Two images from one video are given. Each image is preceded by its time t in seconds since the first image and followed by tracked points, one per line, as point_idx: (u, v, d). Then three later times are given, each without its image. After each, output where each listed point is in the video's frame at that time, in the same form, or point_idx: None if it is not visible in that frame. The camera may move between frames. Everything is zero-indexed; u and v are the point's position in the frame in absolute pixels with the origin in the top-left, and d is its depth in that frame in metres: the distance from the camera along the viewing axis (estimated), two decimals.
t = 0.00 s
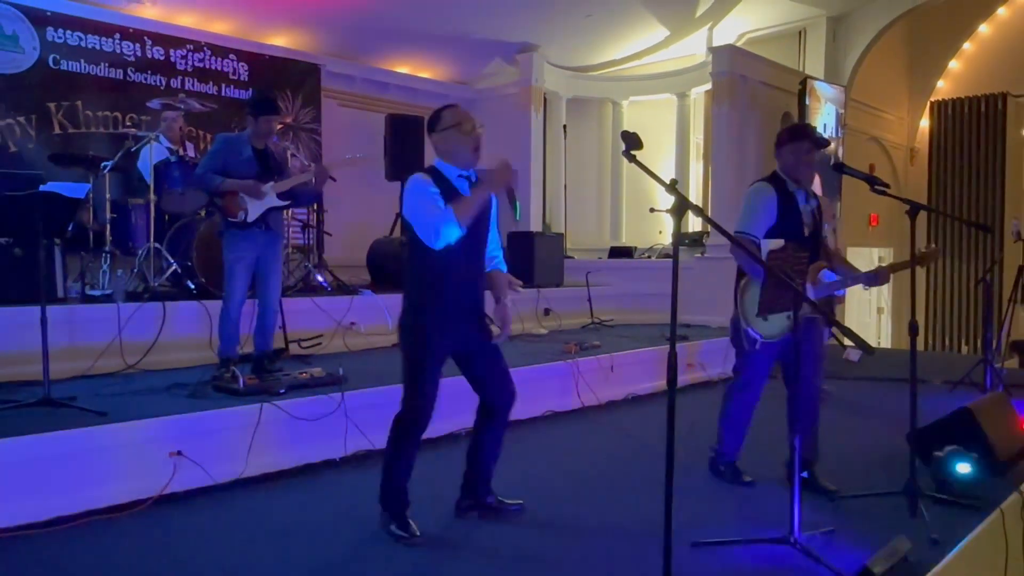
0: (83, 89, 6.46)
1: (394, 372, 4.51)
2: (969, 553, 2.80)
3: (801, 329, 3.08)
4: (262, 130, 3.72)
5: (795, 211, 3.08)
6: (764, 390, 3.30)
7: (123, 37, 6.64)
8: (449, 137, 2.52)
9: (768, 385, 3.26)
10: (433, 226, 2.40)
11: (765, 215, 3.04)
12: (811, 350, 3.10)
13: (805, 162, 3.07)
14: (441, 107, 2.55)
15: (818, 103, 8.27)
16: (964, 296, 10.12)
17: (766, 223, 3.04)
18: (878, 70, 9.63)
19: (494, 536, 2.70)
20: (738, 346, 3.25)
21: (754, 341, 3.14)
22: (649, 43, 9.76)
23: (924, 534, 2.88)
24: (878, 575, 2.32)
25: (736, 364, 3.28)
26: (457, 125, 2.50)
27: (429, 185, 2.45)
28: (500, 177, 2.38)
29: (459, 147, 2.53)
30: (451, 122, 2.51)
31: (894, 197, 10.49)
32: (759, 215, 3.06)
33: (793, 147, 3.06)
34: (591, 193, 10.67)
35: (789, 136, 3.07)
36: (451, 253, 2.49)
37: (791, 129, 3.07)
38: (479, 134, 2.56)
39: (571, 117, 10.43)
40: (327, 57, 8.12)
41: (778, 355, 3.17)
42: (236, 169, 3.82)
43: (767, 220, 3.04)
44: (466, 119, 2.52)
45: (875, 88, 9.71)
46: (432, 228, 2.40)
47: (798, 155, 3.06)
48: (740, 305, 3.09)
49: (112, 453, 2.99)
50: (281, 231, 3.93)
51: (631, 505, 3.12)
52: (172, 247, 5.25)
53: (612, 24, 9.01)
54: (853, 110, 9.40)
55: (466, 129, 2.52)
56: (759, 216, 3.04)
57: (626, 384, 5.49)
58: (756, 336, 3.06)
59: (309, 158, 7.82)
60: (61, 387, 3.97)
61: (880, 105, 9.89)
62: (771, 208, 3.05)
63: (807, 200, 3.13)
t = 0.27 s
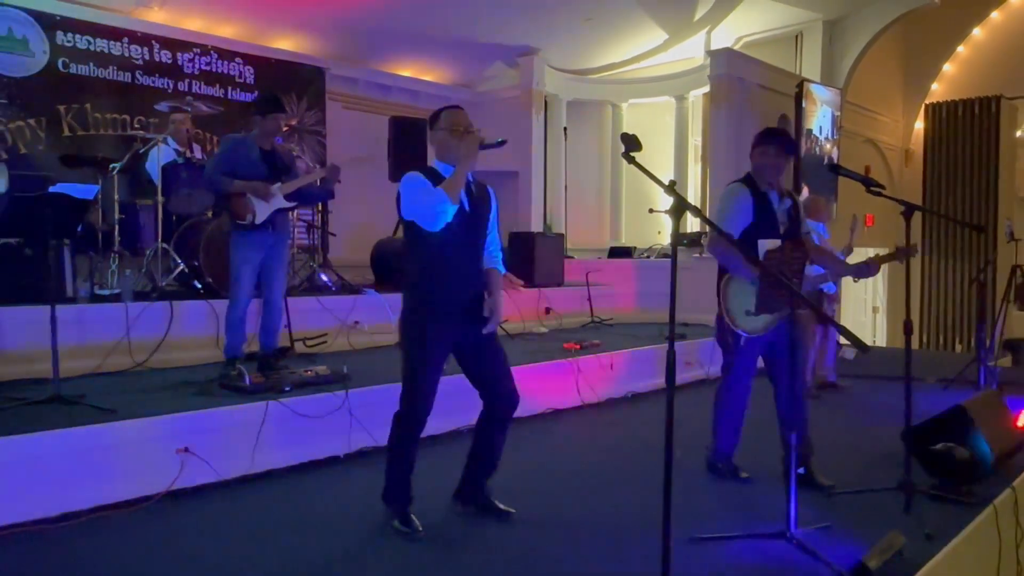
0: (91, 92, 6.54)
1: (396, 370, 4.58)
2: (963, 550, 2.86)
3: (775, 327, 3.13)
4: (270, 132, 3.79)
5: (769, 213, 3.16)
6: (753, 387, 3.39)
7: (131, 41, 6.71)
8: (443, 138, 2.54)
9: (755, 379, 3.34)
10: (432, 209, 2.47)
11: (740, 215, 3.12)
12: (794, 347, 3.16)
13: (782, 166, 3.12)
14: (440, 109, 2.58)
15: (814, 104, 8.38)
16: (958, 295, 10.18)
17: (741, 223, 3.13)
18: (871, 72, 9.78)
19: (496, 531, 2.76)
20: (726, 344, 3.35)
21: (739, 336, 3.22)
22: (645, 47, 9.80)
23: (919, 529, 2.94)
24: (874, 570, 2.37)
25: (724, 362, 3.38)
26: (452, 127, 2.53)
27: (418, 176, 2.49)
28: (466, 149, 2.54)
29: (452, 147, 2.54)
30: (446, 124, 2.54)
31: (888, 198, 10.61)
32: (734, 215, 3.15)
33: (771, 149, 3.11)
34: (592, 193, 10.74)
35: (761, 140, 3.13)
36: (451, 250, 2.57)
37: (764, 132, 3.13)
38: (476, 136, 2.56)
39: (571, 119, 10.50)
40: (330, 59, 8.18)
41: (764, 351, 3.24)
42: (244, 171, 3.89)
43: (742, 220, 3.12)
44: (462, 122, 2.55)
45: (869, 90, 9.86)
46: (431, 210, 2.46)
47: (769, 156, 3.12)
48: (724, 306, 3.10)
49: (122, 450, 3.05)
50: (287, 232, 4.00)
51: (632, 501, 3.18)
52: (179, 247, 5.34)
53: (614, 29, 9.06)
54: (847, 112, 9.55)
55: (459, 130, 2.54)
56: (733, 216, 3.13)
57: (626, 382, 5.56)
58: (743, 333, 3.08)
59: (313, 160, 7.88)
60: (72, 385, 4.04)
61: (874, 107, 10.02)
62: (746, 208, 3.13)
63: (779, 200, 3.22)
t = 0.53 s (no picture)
0: (95, 94, 6.57)
1: (397, 370, 4.60)
2: (960, 545, 2.88)
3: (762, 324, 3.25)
4: (274, 135, 3.82)
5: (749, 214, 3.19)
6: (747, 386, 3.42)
7: (134, 43, 6.74)
8: (460, 141, 2.60)
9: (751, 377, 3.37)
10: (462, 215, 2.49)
11: (722, 216, 3.16)
12: (777, 345, 3.27)
13: (759, 167, 3.17)
14: (457, 112, 2.64)
15: (813, 105, 8.40)
16: (957, 295, 10.20)
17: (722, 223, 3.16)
18: (869, 75, 9.83)
19: (496, 531, 2.78)
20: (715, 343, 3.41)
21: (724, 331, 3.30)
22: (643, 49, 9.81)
23: (917, 528, 2.96)
24: (872, 569, 2.39)
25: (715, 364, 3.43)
26: (469, 130, 2.58)
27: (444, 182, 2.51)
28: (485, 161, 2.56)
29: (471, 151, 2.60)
30: (462, 127, 2.59)
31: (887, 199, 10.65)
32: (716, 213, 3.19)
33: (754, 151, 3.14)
34: (592, 194, 10.77)
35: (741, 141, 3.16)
36: (453, 253, 2.56)
37: (742, 134, 3.15)
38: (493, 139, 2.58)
39: (571, 120, 10.52)
40: (332, 61, 8.21)
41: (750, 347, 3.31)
42: (248, 173, 3.92)
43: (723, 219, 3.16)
44: (478, 125, 2.58)
45: (867, 92, 9.89)
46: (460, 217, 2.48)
47: (748, 156, 3.14)
48: (710, 301, 3.23)
49: (126, 450, 3.07)
50: (291, 233, 4.04)
51: (631, 501, 3.20)
52: (184, 249, 5.43)
53: (614, 31, 9.09)
54: (846, 113, 9.58)
55: (477, 133, 2.58)
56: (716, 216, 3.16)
57: (626, 382, 5.59)
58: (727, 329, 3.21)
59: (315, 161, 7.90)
60: (76, 385, 4.07)
61: (873, 108, 10.05)
62: (727, 207, 3.16)
63: (759, 199, 3.25)
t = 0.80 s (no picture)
0: (95, 95, 6.58)
1: (397, 370, 4.60)
2: (961, 547, 2.88)
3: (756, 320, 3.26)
4: (277, 136, 3.83)
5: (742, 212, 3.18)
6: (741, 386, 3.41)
7: (134, 44, 6.73)
8: (468, 144, 2.56)
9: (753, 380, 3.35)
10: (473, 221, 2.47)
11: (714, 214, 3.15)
12: (770, 342, 3.26)
13: (751, 167, 3.17)
14: (466, 114, 2.61)
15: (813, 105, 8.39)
16: (958, 295, 10.19)
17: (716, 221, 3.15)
18: (869, 76, 9.83)
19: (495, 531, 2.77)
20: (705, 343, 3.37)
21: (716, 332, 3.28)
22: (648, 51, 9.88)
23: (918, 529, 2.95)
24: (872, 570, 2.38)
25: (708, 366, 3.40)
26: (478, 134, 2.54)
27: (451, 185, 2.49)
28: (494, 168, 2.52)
29: (478, 155, 2.56)
30: (470, 129, 2.56)
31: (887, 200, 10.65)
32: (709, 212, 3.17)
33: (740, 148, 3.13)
34: (592, 194, 10.77)
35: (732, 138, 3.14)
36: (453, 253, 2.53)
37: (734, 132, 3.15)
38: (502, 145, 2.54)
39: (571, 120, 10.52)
40: (332, 62, 8.21)
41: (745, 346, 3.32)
42: (251, 175, 3.93)
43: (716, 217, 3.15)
44: (488, 128, 2.56)
45: (867, 93, 9.90)
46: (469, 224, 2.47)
47: (738, 156, 3.14)
48: (702, 302, 3.17)
49: (125, 450, 3.07)
50: (294, 234, 4.04)
51: (632, 502, 3.20)
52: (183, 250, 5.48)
53: (614, 31, 9.09)
54: (847, 114, 9.58)
55: (487, 137, 2.55)
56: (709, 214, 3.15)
57: (626, 382, 5.59)
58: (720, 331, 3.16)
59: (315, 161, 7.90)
60: (76, 385, 4.07)
61: (873, 109, 10.06)
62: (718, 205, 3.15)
63: (752, 199, 3.26)
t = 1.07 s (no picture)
0: (95, 95, 6.58)
1: (397, 371, 4.60)
2: (961, 547, 2.88)
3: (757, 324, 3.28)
4: (277, 136, 3.83)
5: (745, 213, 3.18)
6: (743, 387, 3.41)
7: (134, 44, 6.73)
8: (483, 145, 2.61)
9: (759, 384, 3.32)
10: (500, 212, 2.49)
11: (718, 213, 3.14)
12: (771, 343, 3.27)
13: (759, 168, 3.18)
14: (475, 115, 2.65)
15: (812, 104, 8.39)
16: (957, 295, 10.20)
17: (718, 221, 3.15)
18: (869, 76, 9.83)
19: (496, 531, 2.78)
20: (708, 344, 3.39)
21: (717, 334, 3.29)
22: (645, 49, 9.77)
23: (918, 529, 2.95)
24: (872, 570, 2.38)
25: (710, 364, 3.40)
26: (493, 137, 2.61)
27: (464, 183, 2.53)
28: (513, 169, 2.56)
29: (492, 157, 2.63)
30: (485, 131, 2.61)
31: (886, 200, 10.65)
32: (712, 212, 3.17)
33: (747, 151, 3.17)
34: (592, 195, 10.78)
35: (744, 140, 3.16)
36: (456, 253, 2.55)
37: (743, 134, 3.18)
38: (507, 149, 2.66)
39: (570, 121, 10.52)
40: (332, 62, 8.21)
41: (744, 348, 3.32)
42: (252, 175, 3.93)
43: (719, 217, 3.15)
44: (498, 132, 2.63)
45: (867, 93, 9.89)
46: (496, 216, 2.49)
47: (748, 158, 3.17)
48: (707, 303, 3.25)
49: (126, 451, 3.07)
50: (294, 234, 4.05)
51: (632, 501, 3.21)
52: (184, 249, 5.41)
53: (614, 32, 9.09)
54: (847, 114, 9.58)
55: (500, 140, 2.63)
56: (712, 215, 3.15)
57: (626, 382, 5.59)
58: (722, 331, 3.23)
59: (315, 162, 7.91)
60: (76, 386, 4.07)
61: (873, 109, 10.06)
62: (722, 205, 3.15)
63: (756, 201, 3.28)
